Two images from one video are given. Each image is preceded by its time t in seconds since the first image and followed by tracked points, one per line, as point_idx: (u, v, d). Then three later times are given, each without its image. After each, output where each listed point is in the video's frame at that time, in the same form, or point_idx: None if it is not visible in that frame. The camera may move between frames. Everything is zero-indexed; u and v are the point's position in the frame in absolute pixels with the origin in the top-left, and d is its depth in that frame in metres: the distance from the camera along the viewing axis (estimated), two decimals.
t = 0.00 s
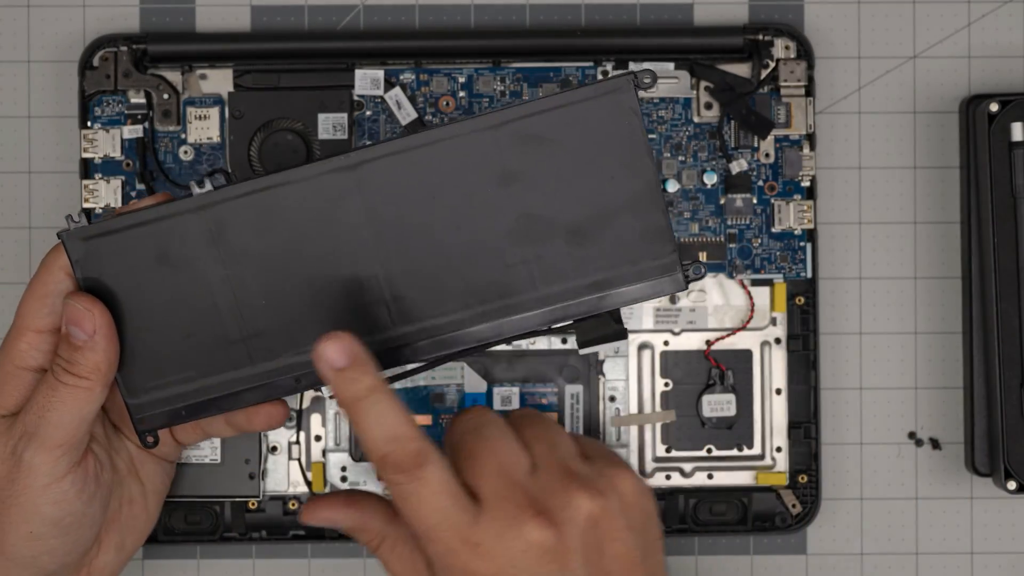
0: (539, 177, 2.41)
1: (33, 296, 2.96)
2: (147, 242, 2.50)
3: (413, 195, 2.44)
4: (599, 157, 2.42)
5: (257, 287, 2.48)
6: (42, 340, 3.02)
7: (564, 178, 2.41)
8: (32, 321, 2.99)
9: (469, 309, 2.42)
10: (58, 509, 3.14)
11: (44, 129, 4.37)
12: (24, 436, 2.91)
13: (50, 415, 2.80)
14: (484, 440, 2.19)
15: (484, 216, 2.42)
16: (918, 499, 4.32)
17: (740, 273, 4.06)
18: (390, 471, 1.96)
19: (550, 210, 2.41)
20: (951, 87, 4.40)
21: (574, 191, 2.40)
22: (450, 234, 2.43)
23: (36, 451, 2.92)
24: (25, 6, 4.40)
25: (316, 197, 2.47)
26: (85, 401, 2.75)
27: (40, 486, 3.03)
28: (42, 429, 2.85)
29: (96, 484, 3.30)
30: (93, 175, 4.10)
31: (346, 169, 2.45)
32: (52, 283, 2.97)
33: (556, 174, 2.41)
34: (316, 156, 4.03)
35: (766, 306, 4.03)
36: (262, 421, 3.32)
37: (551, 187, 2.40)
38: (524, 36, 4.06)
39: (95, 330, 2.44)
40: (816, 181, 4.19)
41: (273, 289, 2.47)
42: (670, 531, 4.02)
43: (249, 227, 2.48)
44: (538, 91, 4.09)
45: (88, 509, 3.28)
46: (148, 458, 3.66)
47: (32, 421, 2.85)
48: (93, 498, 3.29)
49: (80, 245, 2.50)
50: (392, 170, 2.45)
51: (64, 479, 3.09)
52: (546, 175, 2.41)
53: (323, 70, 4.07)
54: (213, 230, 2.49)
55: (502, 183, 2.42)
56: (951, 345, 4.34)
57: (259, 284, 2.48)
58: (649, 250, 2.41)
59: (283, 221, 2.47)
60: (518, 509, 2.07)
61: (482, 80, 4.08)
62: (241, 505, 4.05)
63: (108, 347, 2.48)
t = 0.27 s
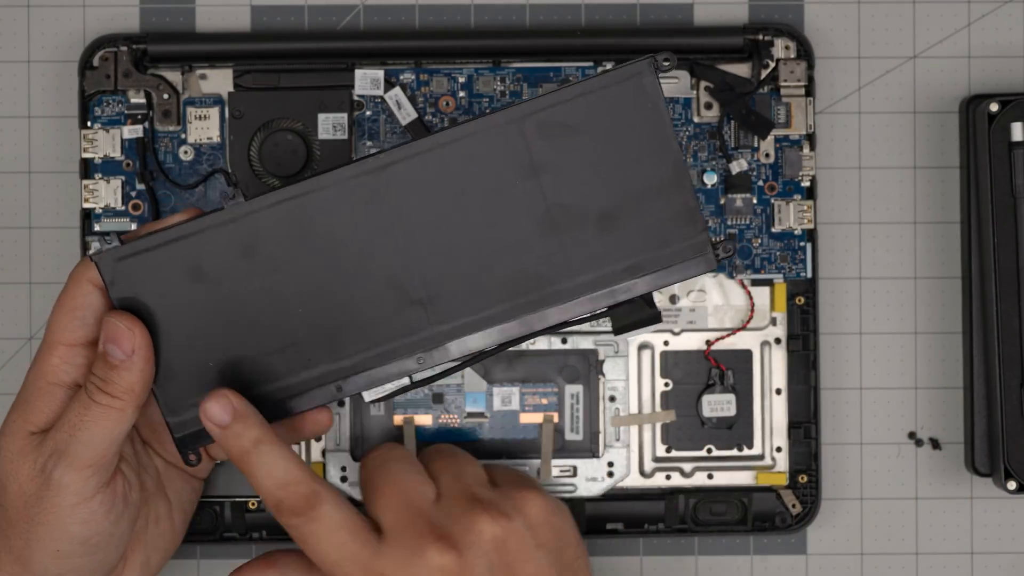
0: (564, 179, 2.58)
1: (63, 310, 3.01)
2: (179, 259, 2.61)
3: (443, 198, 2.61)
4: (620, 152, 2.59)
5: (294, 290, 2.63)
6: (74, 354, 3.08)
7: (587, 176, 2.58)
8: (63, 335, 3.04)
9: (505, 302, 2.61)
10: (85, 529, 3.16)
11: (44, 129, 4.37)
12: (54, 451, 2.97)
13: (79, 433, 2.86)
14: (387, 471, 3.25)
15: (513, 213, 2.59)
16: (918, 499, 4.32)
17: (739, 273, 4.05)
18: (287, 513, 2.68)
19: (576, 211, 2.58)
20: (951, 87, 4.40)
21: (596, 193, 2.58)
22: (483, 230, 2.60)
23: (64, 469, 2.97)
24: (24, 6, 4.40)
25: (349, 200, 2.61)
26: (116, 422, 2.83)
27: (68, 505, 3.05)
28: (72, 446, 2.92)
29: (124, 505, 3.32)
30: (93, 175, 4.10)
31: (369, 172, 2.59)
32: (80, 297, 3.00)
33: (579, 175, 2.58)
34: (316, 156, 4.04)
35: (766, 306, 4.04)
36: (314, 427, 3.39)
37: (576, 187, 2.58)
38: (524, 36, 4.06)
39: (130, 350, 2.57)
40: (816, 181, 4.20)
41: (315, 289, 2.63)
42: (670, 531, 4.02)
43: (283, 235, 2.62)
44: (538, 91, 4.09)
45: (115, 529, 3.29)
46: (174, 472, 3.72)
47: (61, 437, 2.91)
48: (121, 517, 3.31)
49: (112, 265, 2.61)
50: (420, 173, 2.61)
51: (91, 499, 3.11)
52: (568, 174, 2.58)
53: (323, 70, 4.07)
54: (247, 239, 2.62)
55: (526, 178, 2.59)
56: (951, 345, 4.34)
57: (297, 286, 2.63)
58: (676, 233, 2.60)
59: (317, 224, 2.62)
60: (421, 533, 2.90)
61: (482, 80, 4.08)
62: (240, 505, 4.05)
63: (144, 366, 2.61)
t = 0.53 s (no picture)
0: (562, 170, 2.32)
1: (50, 305, 3.04)
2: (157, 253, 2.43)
3: (427, 192, 2.37)
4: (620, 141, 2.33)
5: (261, 289, 2.40)
6: (59, 351, 3.08)
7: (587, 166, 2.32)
8: (49, 330, 3.05)
9: (490, 301, 2.32)
10: (76, 526, 3.16)
11: (44, 129, 4.37)
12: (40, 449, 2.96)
13: (66, 428, 2.84)
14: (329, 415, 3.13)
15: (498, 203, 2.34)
16: (918, 499, 4.32)
17: (740, 273, 4.05)
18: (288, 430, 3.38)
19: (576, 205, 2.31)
20: (951, 87, 4.39)
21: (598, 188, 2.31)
22: (471, 228, 2.34)
23: (53, 467, 2.95)
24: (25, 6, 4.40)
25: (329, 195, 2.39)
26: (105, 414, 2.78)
27: (56, 502, 3.05)
28: (61, 441, 2.89)
29: (115, 502, 3.33)
30: (94, 175, 4.10)
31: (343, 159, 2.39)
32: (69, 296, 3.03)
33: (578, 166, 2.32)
34: (315, 156, 4.03)
35: (766, 306, 4.03)
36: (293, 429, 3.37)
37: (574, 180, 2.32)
38: (523, 36, 4.06)
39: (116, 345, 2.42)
40: (816, 181, 4.19)
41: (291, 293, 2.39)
42: (670, 531, 4.02)
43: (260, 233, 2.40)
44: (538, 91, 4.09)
45: (106, 527, 3.30)
46: (168, 474, 3.76)
47: (48, 434, 2.89)
48: (111, 515, 3.32)
49: (99, 259, 2.43)
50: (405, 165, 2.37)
51: (81, 496, 3.11)
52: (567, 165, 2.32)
53: (323, 70, 4.07)
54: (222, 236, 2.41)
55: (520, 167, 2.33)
56: (951, 345, 4.34)
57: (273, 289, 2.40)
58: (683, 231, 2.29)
59: (293, 219, 2.39)
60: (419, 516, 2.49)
61: (482, 80, 4.08)
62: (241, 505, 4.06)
63: (129, 360, 2.46)
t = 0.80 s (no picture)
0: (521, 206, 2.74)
1: (33, 304, 3.39)
2: (150, 250, 2.86)
3: (422, 210, 2.80)
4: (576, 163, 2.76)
5: (268, 297, 2.86)
6: (40, 345, 3.41)
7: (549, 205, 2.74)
8: (31, 327, 3.39)
9: (466, 315, 2.80)
10: (60, 518, 3.35)
11: (44, 129, 4.37)
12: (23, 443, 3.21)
13: (43, 425, 3.13)
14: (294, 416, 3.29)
15: (486, 220, 2.77)
16: (918, 499, 4.32)
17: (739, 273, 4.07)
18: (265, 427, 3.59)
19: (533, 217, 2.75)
20: (952, 87, 4.40)
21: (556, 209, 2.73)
22: (454, 237, 2.78)
23: (34, 461, 3.19)
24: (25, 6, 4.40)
25: (315, 201, 2.84)
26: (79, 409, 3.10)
27: (41, 494, 3.25)
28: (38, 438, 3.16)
29: (97, 495, 3.51)
30: (93, 175, 4.10)
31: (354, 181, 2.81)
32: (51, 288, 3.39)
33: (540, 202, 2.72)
34: (316, 156, 4.03)
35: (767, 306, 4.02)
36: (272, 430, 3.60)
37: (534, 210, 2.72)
38: (523, 37, 4.06)
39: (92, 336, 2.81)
40: (816, 181, 4.19)
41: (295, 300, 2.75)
42: (670, 531, 4.03)
43: (251, 241, 2.83)
44: (538, 91, 4.09)
45: (90, 519, 3.48)
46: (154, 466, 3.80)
47: (29, 429, 3.16)
48: (94, 507, 3.49)
49: (80, 252, 2.86)
50: (387, 178, 2.81)
51: (63, 488, 3.31)
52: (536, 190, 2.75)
53: (323, 70, 4.07)
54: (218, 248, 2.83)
55: (503, 186, 2.76)
56: (951, 345, 4.34)
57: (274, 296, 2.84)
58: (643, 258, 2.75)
59: (299, 236, 2.83)
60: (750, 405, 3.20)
61: (482, 80, 4.08)
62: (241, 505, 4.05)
63: (106, 352, 2.85)
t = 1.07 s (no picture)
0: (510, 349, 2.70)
1: (26, 296, 3.47)
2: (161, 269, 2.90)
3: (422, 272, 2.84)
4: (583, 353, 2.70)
5: (264, 352, 2.88)
6: (34, 337, 3.48)
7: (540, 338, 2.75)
8: (27, 318, 3.46)
9: (460, 381, 2.81)
10: (40, 517, 3.26)
11: (44, 129, 4.37)
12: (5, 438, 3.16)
13: (25, 419, 3.07)
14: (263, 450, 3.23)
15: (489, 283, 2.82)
16: (918, 499, 4.32)
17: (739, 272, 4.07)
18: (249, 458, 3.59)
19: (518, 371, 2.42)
20: (952, 87, 4.39)
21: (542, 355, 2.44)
22: (452, 303, 2.83)
23: (15, 458, 3.13)
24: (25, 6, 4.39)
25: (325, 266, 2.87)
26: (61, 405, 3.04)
27: (20, 490, 3.18)
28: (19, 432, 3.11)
29: (84, 494, 3.39)
30: (93, 175, 4.10)
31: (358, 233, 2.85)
32: (45, 282, 3.45)
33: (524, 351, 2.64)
34: (316, 156, 4.04)
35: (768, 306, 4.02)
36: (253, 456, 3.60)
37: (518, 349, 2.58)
38: (523, 37, 4.06)
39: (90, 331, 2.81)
40: (816, 181, 4.19)
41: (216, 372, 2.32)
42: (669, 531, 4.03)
43: (252, 294, 2.88)
44: (538, 91, 4.09)
45: (73, 520, 3.39)
46: (149, 470, 3.81)
47: (10, 425, 3.11)
48: (79, 507, 3.39)
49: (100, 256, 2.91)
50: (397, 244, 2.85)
51: (43, 486, 3.21)
52: (543, 296, 2.79)
53: (323, 70, 4.07)
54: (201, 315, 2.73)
55: (515, 275, 2.80)
56: (951, 345, 4.34)
57: (264, 373, 2.87)
58: (634, 355, 2.76)
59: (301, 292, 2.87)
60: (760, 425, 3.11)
61: (482, 80, 4.08)
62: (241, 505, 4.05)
63: (94, 348, 2.84)
